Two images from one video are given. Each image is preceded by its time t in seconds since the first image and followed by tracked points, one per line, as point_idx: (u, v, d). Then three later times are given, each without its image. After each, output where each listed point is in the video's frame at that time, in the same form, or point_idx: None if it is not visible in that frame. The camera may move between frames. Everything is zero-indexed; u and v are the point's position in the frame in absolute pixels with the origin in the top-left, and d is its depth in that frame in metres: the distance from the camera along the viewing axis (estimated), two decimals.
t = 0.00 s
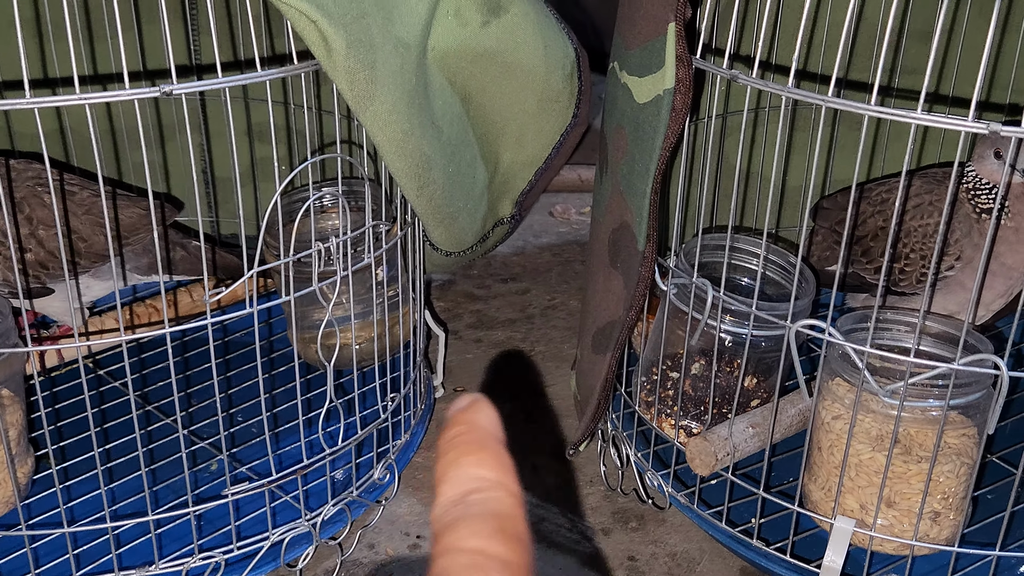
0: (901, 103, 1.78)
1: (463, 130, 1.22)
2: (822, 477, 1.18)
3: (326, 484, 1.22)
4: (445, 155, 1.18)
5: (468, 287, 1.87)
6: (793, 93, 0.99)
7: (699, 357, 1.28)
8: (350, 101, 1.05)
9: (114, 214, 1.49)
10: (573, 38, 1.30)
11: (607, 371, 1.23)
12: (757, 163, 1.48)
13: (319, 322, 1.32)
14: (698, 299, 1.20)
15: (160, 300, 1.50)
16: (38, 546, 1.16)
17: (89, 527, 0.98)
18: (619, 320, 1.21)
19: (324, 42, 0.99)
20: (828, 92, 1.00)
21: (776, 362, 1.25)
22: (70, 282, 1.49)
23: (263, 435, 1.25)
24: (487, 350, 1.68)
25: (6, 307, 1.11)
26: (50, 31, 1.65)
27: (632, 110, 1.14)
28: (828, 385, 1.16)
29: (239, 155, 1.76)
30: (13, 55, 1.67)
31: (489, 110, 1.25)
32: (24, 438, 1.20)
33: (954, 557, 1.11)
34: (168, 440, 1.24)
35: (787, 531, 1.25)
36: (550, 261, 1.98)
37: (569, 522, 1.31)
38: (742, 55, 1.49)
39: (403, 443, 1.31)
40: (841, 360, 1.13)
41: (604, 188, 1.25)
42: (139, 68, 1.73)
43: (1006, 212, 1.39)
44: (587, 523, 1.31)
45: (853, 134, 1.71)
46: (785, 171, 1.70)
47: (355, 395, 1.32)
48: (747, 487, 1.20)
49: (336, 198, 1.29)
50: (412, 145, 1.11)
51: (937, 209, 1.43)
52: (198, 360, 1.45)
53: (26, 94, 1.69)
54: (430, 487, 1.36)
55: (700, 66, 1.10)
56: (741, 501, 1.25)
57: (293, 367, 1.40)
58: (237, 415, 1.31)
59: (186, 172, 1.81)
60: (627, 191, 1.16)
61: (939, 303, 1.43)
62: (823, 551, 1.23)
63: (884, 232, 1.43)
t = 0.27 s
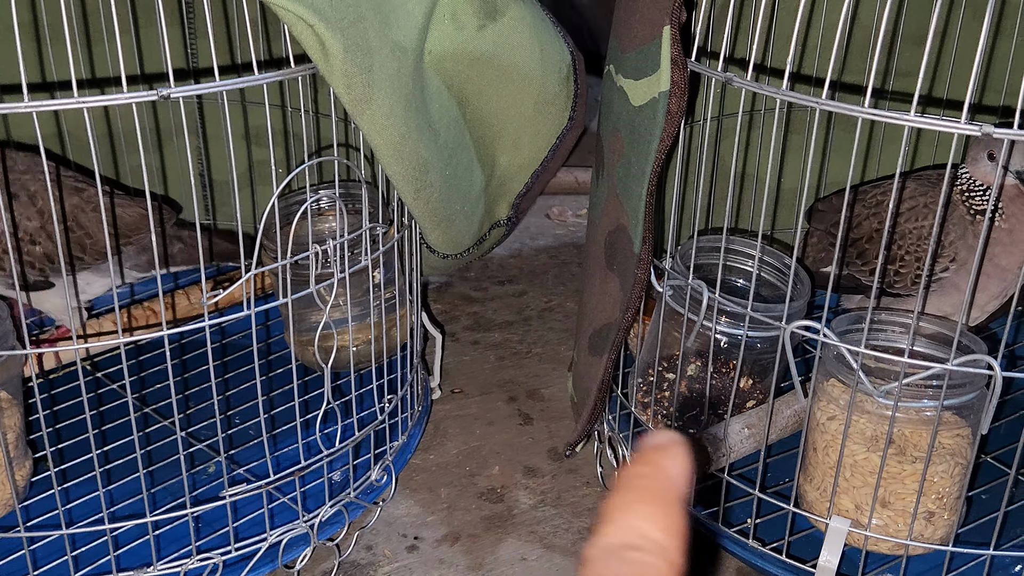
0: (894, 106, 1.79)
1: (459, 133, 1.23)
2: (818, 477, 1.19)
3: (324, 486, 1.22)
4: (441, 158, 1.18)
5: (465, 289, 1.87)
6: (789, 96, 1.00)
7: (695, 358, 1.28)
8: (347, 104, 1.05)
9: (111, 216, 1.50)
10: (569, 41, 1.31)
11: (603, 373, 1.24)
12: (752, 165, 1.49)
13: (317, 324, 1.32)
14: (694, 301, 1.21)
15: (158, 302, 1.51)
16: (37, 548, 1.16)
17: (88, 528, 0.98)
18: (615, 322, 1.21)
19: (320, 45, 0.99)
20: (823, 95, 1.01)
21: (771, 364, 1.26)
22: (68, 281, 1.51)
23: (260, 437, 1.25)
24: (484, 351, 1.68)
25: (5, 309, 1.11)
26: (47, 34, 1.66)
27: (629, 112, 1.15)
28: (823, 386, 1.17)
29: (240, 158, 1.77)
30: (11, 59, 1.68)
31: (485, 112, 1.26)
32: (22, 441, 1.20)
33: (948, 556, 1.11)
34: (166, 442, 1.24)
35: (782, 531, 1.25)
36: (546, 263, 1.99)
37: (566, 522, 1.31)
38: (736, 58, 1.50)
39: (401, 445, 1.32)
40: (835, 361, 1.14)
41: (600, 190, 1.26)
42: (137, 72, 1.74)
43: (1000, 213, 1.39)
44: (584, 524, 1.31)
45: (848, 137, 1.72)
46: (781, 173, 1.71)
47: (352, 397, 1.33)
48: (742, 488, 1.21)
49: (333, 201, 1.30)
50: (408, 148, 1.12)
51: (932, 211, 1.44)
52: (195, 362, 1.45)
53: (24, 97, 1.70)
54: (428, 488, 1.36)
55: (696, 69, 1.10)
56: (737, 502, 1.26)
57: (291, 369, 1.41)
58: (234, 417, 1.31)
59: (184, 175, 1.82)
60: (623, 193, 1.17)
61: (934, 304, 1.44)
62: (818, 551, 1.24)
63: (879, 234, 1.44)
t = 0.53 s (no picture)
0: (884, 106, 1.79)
1: (451, 133, 1.23)
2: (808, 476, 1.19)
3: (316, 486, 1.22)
4: (433, 158, 1.19)
5: (458, 290, 1.87)
6: (777, 95, 1.00)
7: (686, 358, 1.29)
8: (338, 104, 1.06)
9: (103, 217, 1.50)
10: (561, 41, 1.31)
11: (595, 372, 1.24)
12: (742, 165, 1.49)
13: (309, 325, 1.32)
14: (685, 300, 1.21)
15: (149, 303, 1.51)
16: (29, 548, 1.16)
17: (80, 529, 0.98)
18: (605, 321, 1.22)
19: (311, 45, 1.00)
20: (811, 95, 1.01)
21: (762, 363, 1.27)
22: (58, 282, 1.51)
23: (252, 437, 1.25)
24: (477, 352, 1.68)
25: None
26: (38, 35, 1.66)
27: (620, 113, 1.15)
28: (813, 385, 1.17)
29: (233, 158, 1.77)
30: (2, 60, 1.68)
31: (477, 113, 1.26)
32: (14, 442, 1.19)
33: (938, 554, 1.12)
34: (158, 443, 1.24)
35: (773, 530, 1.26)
36: (539, 263, 1.99)
37: (558, 522, 1.31)
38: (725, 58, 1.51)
39: (393, 445, 1.32)
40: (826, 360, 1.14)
41: (591, 190, 1.26)
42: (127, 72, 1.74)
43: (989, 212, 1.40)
44: (576, 523, 1.31)
45: (839, 137, 1.73)
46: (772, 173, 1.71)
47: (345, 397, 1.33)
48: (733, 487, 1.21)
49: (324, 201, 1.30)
50: (400, 148, 1.12)
51: (922, 211, 1.45)
52: (186, 363, 1.45)
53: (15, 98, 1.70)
54: (420, 488, 1.36)
55: (686, 69, 1.11)
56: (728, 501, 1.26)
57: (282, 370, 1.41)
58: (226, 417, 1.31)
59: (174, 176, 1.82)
60: (614, 193, 1.17)
61: (924, 304, 1.44)
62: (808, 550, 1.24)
63: (870, 233, 1.44)
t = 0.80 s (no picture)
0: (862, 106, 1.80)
1: (430, 133, 1.23)
2: (787, 475, 1.19)
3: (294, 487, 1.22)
4: (411, 158, 1.18)
5: (440, 291, 1.87)
6: (753, 94, 1.00)
7: (665, 358, 1.29)
8: (314, 104, 1.05)
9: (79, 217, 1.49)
10: (540, 41, 1.31)
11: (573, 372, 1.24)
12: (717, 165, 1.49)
13: (287, 326, 1.32)
14: (663, 300, 1.21)
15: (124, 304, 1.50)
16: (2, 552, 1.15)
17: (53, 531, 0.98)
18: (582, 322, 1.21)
19: (286, 43, 0.99)
20: (788, 93, 1.01)
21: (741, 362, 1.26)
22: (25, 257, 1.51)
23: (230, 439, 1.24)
24: (459, 352, 1.68)
25: None
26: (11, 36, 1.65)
27: (597, 112, 1.15)
28: (791, 384, 1.17)
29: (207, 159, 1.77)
30: None
31: (456, 113, 1.25)
32: None
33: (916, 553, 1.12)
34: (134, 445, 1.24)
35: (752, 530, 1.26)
36: (523, 264, 1.99)
37: (539, 523, 1.31)
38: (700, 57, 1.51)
39: (372, 446, 1.32)
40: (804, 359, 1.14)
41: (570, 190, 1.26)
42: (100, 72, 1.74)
43: (965, 212, 1.41)
44: (557, 524, 1.31)
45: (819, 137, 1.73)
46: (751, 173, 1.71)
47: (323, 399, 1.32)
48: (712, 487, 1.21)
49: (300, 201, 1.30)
50: (377, 148, 1.12)
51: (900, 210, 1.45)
52: (162, 366, 1.44)
53: None
54: (401, 490, 1.36)
55: (662, 68, 1.11)
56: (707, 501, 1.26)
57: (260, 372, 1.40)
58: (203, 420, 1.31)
59: (148, 177, 1.82)
60: (591, 192, 1.17)
61: (904, 303, 1.45)
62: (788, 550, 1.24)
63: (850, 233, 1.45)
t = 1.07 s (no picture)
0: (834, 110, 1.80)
1: (399, 139, 1.22)
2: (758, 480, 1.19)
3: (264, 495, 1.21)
4: (381, 164, 1.18)
5: (417, 295, 1.87)
6: (720, 100, 1.00)
7: (636, 363, 1.28)
8: (281, 111, 1.05)
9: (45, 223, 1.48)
10: (510, 46, 1.30)
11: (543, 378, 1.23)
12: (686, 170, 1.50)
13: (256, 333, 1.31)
14: (633, 305, 1.21)
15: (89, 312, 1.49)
16: None
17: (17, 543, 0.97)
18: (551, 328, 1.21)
19: (251, 51, 0.99)
20: (755, 98, 1.00)
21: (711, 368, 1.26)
22: None
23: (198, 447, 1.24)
24: (434, 357, 1.68)
25: None
26: None
27: (567, 118, 1.15)
28: (761, 389, 1.17)
29: (171, 168, 1.76)
30: None
31: (426, 118, 1.25)
32: None
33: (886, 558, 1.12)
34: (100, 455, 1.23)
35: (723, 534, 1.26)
36: (500, 268, 1.99)
37: (513, 529, 1.30)
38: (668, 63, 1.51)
39: (343, 453, 1.32)
40: (774, 364, 1.14)
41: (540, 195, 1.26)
42: (63, 78, 1.73)
43: (936, 216, 1.41)
44: (530, 530, 1.31)
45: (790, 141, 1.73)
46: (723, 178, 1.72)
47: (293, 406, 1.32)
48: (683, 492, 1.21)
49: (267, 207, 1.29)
50: (345, 155, 1.11)
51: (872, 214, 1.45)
52: (128, 375, 1.43)
53: None
54: (374, 496, 1.35)
55: (630, 73, 1.10)
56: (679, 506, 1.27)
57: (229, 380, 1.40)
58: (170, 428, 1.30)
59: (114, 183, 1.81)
60: (561, 198, 1.17)
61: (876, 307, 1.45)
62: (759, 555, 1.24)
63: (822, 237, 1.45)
